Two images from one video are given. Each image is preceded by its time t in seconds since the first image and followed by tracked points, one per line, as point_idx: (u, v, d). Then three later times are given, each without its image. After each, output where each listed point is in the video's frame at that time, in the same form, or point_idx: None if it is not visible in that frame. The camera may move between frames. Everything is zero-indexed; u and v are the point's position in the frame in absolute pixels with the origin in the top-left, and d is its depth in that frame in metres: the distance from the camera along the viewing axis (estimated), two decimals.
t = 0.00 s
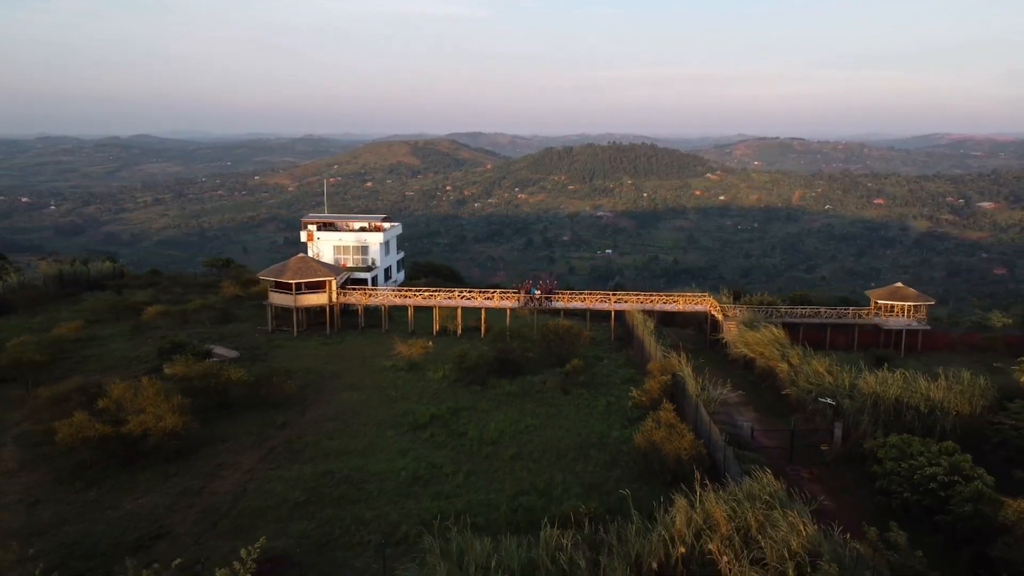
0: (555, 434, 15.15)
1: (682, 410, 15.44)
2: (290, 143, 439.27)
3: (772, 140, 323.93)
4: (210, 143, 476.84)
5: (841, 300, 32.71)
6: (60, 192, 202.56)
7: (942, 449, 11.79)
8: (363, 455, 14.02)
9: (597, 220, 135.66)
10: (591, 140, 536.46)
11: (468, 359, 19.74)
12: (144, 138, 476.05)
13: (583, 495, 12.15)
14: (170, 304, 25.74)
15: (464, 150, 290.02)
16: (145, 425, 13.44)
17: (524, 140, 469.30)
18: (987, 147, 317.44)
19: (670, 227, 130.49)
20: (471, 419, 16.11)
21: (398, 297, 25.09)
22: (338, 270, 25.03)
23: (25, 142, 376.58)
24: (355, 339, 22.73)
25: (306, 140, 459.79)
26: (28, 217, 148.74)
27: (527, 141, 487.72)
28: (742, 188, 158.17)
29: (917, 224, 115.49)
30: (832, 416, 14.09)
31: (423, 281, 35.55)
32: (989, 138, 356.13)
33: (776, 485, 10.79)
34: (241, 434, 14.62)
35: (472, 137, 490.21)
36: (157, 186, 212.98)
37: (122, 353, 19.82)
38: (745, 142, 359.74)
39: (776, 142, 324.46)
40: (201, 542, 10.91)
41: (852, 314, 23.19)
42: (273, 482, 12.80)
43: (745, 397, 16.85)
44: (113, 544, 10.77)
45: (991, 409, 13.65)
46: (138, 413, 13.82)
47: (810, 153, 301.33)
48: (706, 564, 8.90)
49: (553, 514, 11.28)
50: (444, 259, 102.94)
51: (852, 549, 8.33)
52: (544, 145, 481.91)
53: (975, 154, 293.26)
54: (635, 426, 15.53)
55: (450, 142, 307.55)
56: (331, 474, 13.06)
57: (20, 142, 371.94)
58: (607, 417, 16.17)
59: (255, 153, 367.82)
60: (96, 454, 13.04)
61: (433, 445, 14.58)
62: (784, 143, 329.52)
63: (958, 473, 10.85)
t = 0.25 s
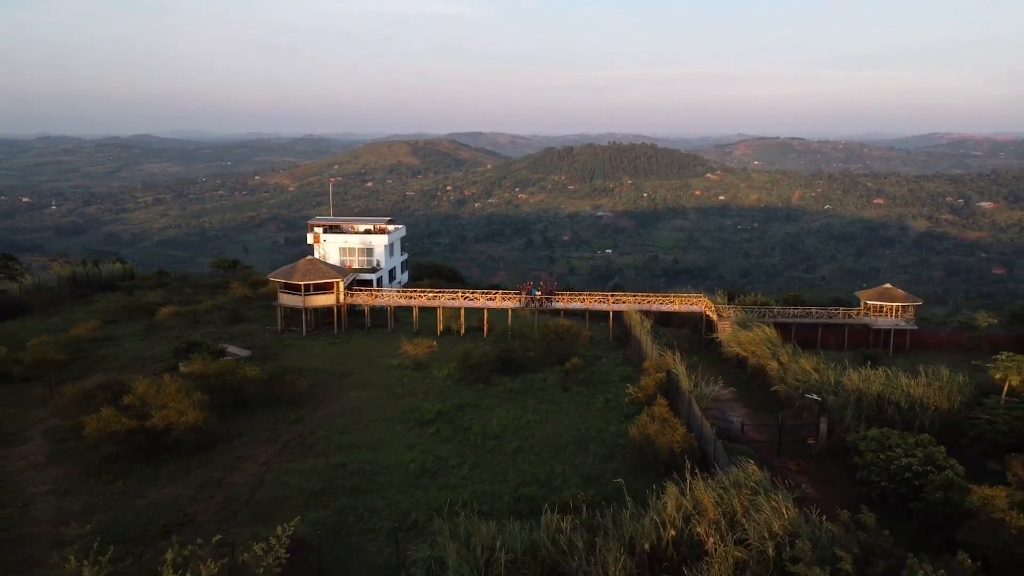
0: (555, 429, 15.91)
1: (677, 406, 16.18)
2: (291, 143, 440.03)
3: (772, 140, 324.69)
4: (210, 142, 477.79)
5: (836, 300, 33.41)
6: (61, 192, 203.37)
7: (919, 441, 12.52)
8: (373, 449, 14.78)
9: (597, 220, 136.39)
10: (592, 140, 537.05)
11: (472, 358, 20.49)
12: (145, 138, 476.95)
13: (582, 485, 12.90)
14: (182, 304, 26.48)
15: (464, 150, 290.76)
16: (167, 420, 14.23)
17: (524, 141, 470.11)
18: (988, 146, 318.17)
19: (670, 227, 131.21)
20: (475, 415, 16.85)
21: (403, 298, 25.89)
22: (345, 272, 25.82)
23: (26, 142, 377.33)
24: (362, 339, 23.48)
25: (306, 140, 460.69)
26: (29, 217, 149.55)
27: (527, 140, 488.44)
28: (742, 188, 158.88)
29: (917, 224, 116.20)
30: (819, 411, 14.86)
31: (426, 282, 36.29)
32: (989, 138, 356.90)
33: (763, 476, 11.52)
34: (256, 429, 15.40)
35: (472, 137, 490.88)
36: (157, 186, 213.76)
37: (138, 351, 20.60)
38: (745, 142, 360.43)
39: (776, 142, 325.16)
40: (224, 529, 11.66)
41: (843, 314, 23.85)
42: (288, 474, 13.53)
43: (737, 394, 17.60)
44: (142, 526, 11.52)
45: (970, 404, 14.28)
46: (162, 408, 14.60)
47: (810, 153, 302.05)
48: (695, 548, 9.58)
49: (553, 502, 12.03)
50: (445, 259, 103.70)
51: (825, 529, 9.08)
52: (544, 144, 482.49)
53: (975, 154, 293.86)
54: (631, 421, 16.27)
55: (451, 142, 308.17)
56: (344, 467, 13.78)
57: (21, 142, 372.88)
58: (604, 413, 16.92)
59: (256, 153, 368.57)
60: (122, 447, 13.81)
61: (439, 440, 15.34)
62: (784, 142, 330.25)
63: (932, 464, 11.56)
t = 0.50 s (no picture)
0: (554, 424, 16.68)
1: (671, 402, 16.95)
2: (291, 143, 440.82)
3: (772, 140, 325.49)
4: (210, 143, 478.78)
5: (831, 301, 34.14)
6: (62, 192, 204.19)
7: (897, 435, 13.30)
8: (381, 443, 15.54)
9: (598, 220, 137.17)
10: (592, 140, 538.01)
11: (475, 356, 21.26)
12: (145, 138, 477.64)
13: (579, 476, 13.66)
14: (192, 305, 27.26)
15: (464, 150, 291.55)
16: (188, 415, 15.01)
17: (524, 141, 470.79)
18: (988, 146, 319.00)
19: (670, 227, 131.98)
20: (478, 411, 17.62)
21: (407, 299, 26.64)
22: (351, 273, 26.59)
23: (26, 142, 378.20)
24: (368, 338, 24.24)
25: (306, 140, 461.63)
26: (30, 217, 150.34)
27: (526, 140, 489.22)
28: (742, 188, 159.65)
29: (916, 224, 116.97)
30: (805, 407, 15.62)
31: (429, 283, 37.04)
32: (989, 138, 357.73)
33: (749, 466, 12.29)
34: (271, 424, 16.18)
35: (472, 137, 491.70)
36: (158, 186, 214.63)
37: (153, 350, 21.37)
38: (745, 142, 361.09)
39: (776, 142, 325.95)
40: (245, 516, 12.43)
41: (835, 314, 24.57)
42: (303, 465, 14.30)
43: (728, 391, 18.38)
44: (168, 513, 12.29)
45: (949, 399, 15.03)
46: (182, 404, 15.38)
47: (810, 153, 302.85)
48: (684, 530, 10.32)
49: (553, 491, 12.80)
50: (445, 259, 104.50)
51: (804, 512, 9.87)
52: (543, 144, 482.72)
53: (975, 154, 294.63)
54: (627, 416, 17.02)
55: (451, 143, 308.94)
56: (355, 459, 14.54)
57: (21, 142, 373.79)
58: (602, 409, 17.67)
59: (256, 153, 369.43)
60: (145, 441, 14.57)
61: (444, 434, 16.11)
62: (784, 143, 331.05)
63: (909, 456, 12.33)
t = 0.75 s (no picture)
0: (554, 419, 17.47)
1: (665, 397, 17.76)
2: (291, 143, 441.74)
3: (772, 140, 326.30)
4: (209, 143, 479.57)
5: (826, 300, 34.89)
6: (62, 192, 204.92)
7: (877, 428, 14.09)
8: (389, 437, 16.32)
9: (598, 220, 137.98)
10: (592, 140, 538.87)
11: (478, 355, 22.06)
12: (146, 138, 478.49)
13: (577, 467, 14.42)
14: (203, 305, 28.04)
15: (464, 150, 292.36)
16: (205, 411, 15.79)
17: (524, 141, 471.82)
18: (988, 146, 319.86)
19: (670, 227, 132.77)
20: (481, 406, 18.40)
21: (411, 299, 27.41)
22: (357, 274, 27.33)
23: (26, 142, 378.87)
24: (374, 337, 25.00)
25: (306, 140, 462.47)
26: (31, 217, 151.07)
27: (526, 141, 489.94)
28: (742, 187, 160.42)
29: (915, 224, 117.73)
30: (793, 403, 16.44)
31: (431, 284, 37.81)
32: (989, 138, 358.57)
33: (737, 458, 13.07)
34: (284, 419, 16.96)
35: (472, 138, 492.50)
36: (158, 186, 215.52)
37: (167, 348, 22.10)
38: (745, 142, 361.72)
39: (776, 142, 326.82)
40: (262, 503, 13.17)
41: (825, 314, 25.29)
42: (315, 457, 15.09)
43: (722, 388, 19.16)
44: (191, 500, 13.07)
45: (929, 396, 15.80)
46: (200, 400, 16.16)
47: (810, 153, 303.64)
48: (676, 516, 11.12)
49: (553, 480, 13.55)
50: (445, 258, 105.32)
51: (786, 497, 10.64)
52: (543, 144, 483.58)
53: (975, 154, 295.38)
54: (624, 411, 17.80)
55: (451, 143, 309.68)
56: (364, 452, 15.34)
57: (22, 142, 374.80)
58: (599, 405, 18.46)
59: (256, 153, 370.23)
60: (166, 435, 15.36)
61: (450, 428, 16.89)
62: (784, 143, 331.86)
63: (888, 448, 13.10)
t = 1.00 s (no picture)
0: (554, 415, 18.38)
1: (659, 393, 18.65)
2: (291, 143, 442.75)
3: (772, 140, 327.39)
4: (209, 142, 480.59)
5: (820, 301, 35.83)
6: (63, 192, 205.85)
7: (857, 422, 14.99)
8: (397, 431, 17.22)
9: (598, 220, 138.95)
10: (591, 139, 539.75)
11: (481, 354, 22.98)
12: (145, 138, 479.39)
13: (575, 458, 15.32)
14: (213, 305, 28.95)
15: (464, 149, 293.19)
16: (223, 405, 16.70)
17: (524, 142, 472.90)
18: (987, 146, 320.91)
19: (669, 227, 133.71)
20: (485, 402, 19.28)
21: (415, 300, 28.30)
22: (364, 276, 28.22)
23: (26, 142, 379.48)
24: (381, 337, 25.91)
25: (305, 140, 463.50)
26: (33, 217, 151.96)
27: (525, 141, 491.09)
28: (741, 187, 161.39)
29: (914, 224, 118.72)
30: (780, 399, 17.33)
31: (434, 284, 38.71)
32: (989, 138, 359.74)
33: (725, 449, 13.96)
34: (297, 414, 17.86)
35: (472, 138, 493.42)
36: (159, 186, 216.40)
37: (182, 347, 23.02)
38: (744, 141, 362.76)
39: (775, 141, 327.89)
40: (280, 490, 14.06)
41: (815, 315, 26.22)
42: (329, 449, 15.98)
43: (714, 385, 20.06)
44: (215, 488, 13.99)
45: (909, 392, 16.70)
46: (219, 396, 17.06)
47: (809, 152, 304.70)
48: (666, 501, 12.01)
49: (552, 470, 14.47)
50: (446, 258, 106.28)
51: (768, 484, 11.57)
52: (543, 144, 484.86)
53: (975, 153, 296.26)
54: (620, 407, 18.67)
55: (452, 143, 310.45)
56: (374, 445, 16.24)
57: (23, 142, 376.00)
58: (596, 401, 19.37)
59: (256, 153, 371.17)
60: (186, 429, 16.28)
61: (455, 423, 17.78)
62: (783, 142, 332.97)
63: (867, 438, 14.00)
